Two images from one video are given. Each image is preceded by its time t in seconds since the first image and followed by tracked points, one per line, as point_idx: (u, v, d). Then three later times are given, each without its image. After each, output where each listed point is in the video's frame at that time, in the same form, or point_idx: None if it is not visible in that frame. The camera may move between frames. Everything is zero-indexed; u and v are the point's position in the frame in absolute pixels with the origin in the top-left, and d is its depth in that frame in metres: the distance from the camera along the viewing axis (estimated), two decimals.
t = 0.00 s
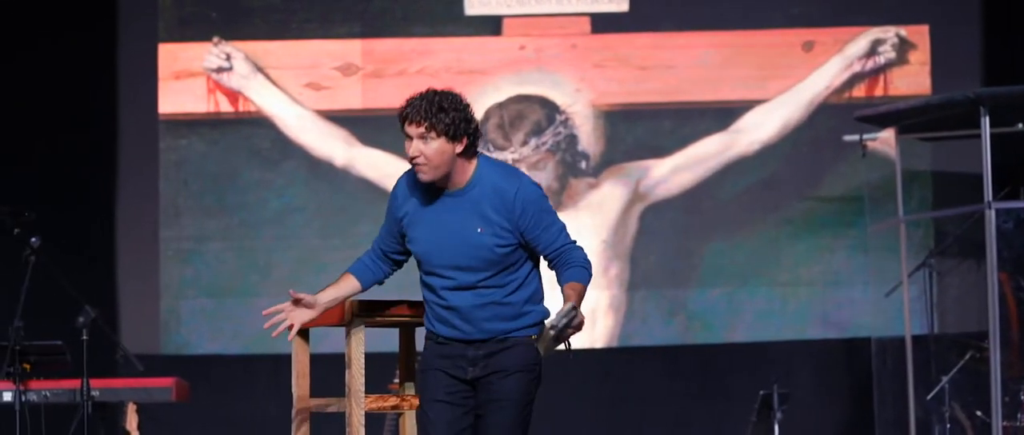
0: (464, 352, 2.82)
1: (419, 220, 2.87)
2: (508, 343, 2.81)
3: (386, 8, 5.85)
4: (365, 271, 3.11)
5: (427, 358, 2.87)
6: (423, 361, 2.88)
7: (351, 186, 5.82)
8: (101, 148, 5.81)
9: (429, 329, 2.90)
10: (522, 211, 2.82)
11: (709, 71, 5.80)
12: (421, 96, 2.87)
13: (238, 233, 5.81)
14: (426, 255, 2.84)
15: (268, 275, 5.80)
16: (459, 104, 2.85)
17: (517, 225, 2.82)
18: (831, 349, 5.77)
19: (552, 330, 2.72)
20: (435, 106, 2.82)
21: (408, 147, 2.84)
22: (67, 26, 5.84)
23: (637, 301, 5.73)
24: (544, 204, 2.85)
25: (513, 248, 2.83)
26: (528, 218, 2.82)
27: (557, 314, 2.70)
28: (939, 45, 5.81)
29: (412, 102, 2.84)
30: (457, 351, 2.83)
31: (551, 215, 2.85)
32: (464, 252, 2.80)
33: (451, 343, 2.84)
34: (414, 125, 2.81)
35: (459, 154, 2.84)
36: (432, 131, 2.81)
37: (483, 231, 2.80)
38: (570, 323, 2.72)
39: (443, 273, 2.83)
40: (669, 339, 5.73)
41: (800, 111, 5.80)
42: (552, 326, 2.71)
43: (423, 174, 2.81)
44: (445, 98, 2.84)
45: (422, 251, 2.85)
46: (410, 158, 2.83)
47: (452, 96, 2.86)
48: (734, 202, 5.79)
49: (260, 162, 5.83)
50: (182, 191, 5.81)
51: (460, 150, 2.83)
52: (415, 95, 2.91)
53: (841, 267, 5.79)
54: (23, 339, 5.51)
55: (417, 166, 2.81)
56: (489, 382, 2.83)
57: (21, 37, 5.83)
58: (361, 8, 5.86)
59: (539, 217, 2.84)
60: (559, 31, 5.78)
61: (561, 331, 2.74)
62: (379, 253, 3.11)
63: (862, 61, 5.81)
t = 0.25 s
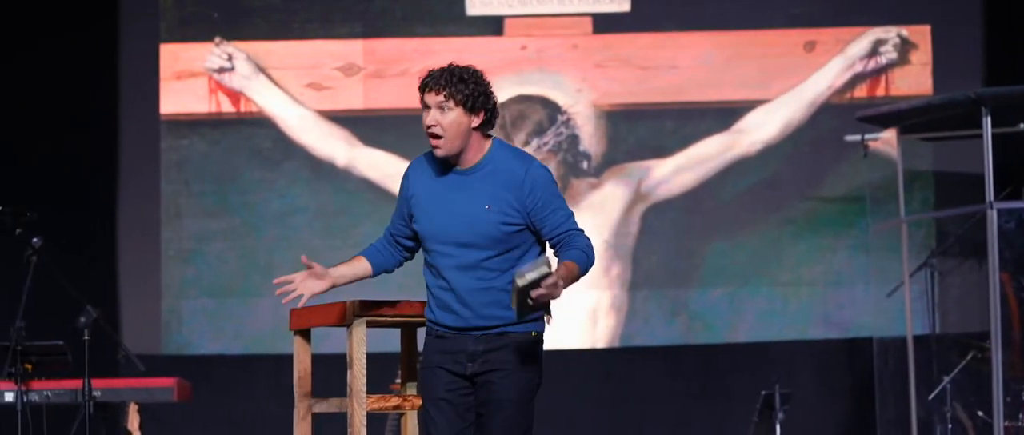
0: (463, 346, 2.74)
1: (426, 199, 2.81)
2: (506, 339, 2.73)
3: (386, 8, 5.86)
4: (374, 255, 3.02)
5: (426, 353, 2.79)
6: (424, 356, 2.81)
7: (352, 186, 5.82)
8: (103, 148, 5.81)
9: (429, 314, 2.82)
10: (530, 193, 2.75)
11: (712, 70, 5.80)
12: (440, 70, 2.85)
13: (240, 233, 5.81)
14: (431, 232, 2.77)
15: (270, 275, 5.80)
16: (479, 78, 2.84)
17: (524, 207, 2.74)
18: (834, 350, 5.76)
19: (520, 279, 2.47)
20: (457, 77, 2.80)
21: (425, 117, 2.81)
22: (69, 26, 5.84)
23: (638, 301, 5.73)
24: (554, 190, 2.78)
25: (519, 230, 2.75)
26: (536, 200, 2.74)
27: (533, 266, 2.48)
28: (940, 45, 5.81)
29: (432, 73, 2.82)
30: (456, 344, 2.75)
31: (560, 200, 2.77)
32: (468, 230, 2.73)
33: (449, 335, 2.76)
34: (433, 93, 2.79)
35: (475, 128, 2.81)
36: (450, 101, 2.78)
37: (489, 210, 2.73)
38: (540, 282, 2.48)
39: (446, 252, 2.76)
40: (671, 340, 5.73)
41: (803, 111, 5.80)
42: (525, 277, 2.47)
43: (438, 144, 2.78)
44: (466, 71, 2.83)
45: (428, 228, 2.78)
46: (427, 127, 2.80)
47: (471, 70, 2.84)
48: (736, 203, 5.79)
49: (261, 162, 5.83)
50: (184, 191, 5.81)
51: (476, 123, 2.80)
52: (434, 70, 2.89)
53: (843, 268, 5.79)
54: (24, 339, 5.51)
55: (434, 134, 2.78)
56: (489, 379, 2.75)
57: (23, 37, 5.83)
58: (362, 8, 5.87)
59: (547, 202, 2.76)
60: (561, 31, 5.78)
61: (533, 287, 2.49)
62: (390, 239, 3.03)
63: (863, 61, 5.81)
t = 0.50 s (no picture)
0: (469, 347, 2.61)
1: (429, 202, 2.69)
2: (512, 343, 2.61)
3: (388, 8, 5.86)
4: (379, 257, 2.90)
5: (429, 353, 2.68)
6: (427, 355, 2.69)
7: (353, 186, 5.82)
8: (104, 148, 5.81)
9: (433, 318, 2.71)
10: (534, 195, 2.61)
11: (714, 70, 5.79)
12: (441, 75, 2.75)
13: (241, 233, 5.82)
14: (433, 237, 2.66)
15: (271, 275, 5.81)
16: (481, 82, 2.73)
17: (528, 210, 2.62)
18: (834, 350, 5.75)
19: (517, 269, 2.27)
20: (459, 80, 2.69)
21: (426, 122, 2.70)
22: (70, 26, 5.84)
23: (638, 302, 5.74)
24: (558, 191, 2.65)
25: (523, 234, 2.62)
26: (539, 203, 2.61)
27: (533, 256, 2.29)
28: (941, 44, 5.79)
29: (434, 75, 2.72)
30: (460, 346, 2.63)
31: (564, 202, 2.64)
32: (470, 234, 2.61)
33: (452, 336, 2.64)
34: (435, 95, 2.68)
35: (476, 133, 2.69)
36: (451, 103, 2.67)
37: (492, 215, 2.61)
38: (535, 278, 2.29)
39: (448, 256, 2.64)
40: (672, 340, 5.74)
41: (805, 111, 5.80)
42: (519, 266, 2.27)
43: (438, 147, 2.65)
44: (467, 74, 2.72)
45: (429, 232, 2.67)
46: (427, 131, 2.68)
47: (475, 74, 2.73)
48: (736, 203, 5.79)
49: (263, 161, 5.84)
50: (185, 191, 5.82)
51: (478, 127, 2.67)
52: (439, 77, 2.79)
53: (843, 268, 5.80)
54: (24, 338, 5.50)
55: (432, 137, 2.66)
56: (493, 381, 2.62)
57: (24, 37, 5.82)
58: (363, 8, 5.87)
59: (551, 204, 2.63)
60: (562, 31, 5.78)
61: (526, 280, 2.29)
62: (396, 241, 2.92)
63: (865, 61, 5.79)
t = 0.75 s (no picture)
0: (468, 349, 2.71)
1: (424, 212, 2.78)
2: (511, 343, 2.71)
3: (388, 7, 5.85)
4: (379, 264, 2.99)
5: (428, 354, 2.77)
6: (427, 357, 2.78)
7: (354, 186, 5.82)
8: (105, 147, 5.81)
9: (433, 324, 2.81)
10: (527, 205, 2.71)
11: (714, 70, 5.79)
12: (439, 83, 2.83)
13: (243, 233, 5.82)
14: (430, 247, 2.75)
15: (272, 275, 5.82)
16: (478, 94, 2.81)
17: (521, 220, 2.71)
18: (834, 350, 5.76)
19: (502, 292, 2.43)
20: (454, 91, 2.77)
21: (422, 130, 2.78)
22: (70, 26, 5.83)
23: (639, 302, 5.74)
24: (551, 200, 2.74)
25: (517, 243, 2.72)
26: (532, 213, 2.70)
27: (516, 280, 2.45)
28: (944, 43, 5.77)
29: (430, 85, 2.79)
30: (460, 348, 2.72)
31: (556, 212, 2.73)
32: (466, 244, 2.71)
33: (452, 338, 2.73)
34: (431, 106, 2.76)
35: (472, 143, 2.77)
36: (448, 114, 2.75)
37: (488, 225, 2.70)
38: (518, 298, 2.46)
39: (446, 265, 2.73)
40: (672, 340, 5.74)
41: (805, 112, 5.79)
42: (505, 288, 2.44)
43: (433, 156, 2.73)
44: (465, 85, 2.80)
45: (426, 243, 2.76)
46: (424, 140, 2.76)
47: (470, 85, 2.81)
48: (737, 203, 5.79)
49: (264, 162, 5.84)
50: (186, 191, 5.82)
51: (473, 138, 2.76)
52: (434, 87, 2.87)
53: (843, 269, 5.80)
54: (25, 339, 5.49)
55: (429, 147, 2.74)
56: (493, 382, 2.72)
57: (24, 36, 5.81)
58: (364, 8, 5.86)
59: (544, 214, 2.72)
60: (562, 31, 5.78)
61: (511, 301, 2.46)
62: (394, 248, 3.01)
63: (866, 61, 5.78)
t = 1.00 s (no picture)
0: (463, 348, 2.74)
1: (421, 208, 2.80)
2: (504, 339, 2.74)
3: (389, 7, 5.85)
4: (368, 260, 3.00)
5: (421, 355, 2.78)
6: (420, 358, 2.80)
7: (355, 186, 5.82)
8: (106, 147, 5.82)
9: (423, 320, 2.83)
10: (526, 202, 2.75)
11: (715, 70, 5.78)
12: (435, 81, 2.83)
13: (244, 233, 5.83)
14: (426, 243, 2.77)
15: (273, 275, 5.82)
16: (475, 91, 2.82)
17: (520, 217, 2.75)
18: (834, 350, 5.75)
19: (502, 286, 2.49)
20: (453, 90, 2.78)
21: (420, 130, 2.79)
22: (71, 26, 5.83)
23: (639, 302, 5.74)
24: (550, 198, 2.79)
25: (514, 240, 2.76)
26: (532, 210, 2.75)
27: (516, 275, 2.50)
28: (946, 43, 5.76)
29: (428, 84, 2.80)
30: (454, 347, 2.75)
31: (553, 210, 2.78)
32: (465, 240, 2.74)
33: (445, 337, 2.76)
34: (430, 106, 2.77)
35: (472, 141, 2.79)
36: (447, 114, 2.76)
37: (487, 221, 2.73)
38: (517, 293, 2.52)
39: (442, 261, 2.76)
40: (673, 339, 5.74)
41: (806, 112, 5.78)
42: (504, 283, 2.49)
43: (434, 157, 2.75)
44: (462, 83, 2.81)
45: (422, 239, 2.78)
46: (423, 140, 2.78)
47: (467, 82, 2.83)
48: (738, 203, 5.78)
49: (265, 162, 5.84)
50: (187, 191, 5.82)
51: (473, 136, 2.78)
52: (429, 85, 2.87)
53: (844, 268, 5.80)
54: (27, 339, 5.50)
55: (430, 147, 2.76)
56: (487, 379, 2.75)
57: (24, 37, 5.81)
58: (364, 8, 5.86)
59: (543, 212, 2.77)
60: (563, 31, 5.78)
61: (510, 295, 2.52)
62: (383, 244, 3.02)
63: (867, 61, 5.78)
